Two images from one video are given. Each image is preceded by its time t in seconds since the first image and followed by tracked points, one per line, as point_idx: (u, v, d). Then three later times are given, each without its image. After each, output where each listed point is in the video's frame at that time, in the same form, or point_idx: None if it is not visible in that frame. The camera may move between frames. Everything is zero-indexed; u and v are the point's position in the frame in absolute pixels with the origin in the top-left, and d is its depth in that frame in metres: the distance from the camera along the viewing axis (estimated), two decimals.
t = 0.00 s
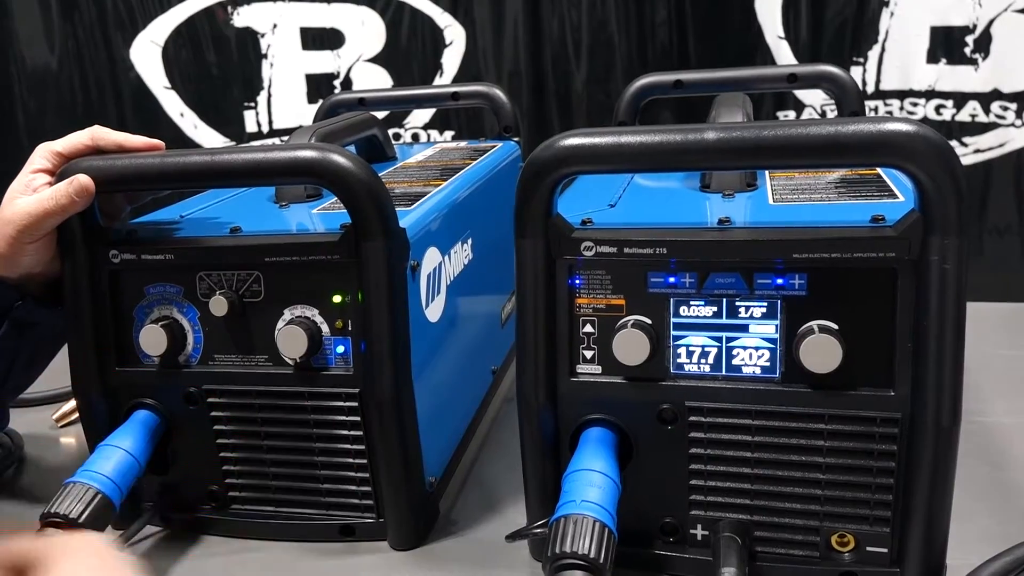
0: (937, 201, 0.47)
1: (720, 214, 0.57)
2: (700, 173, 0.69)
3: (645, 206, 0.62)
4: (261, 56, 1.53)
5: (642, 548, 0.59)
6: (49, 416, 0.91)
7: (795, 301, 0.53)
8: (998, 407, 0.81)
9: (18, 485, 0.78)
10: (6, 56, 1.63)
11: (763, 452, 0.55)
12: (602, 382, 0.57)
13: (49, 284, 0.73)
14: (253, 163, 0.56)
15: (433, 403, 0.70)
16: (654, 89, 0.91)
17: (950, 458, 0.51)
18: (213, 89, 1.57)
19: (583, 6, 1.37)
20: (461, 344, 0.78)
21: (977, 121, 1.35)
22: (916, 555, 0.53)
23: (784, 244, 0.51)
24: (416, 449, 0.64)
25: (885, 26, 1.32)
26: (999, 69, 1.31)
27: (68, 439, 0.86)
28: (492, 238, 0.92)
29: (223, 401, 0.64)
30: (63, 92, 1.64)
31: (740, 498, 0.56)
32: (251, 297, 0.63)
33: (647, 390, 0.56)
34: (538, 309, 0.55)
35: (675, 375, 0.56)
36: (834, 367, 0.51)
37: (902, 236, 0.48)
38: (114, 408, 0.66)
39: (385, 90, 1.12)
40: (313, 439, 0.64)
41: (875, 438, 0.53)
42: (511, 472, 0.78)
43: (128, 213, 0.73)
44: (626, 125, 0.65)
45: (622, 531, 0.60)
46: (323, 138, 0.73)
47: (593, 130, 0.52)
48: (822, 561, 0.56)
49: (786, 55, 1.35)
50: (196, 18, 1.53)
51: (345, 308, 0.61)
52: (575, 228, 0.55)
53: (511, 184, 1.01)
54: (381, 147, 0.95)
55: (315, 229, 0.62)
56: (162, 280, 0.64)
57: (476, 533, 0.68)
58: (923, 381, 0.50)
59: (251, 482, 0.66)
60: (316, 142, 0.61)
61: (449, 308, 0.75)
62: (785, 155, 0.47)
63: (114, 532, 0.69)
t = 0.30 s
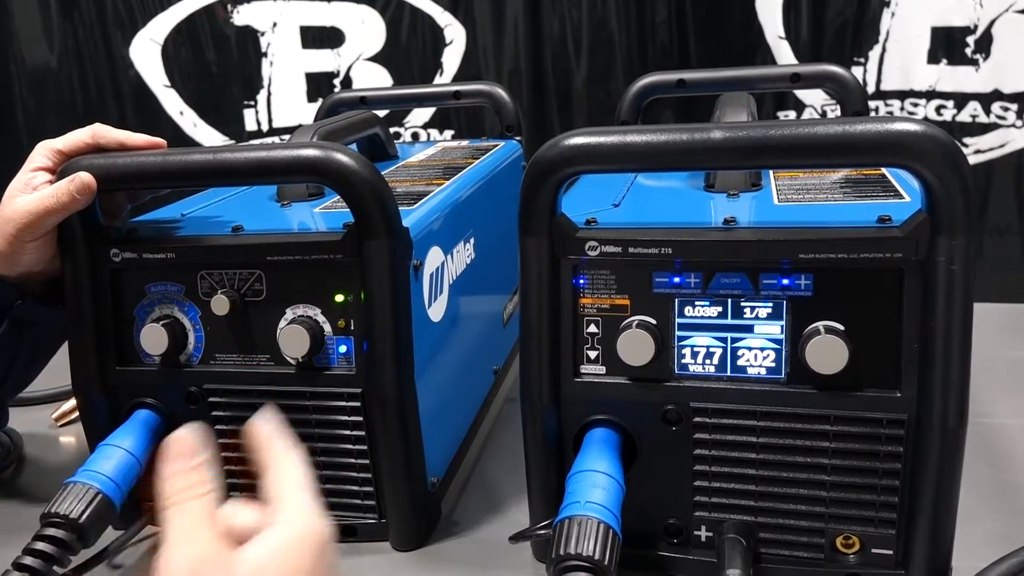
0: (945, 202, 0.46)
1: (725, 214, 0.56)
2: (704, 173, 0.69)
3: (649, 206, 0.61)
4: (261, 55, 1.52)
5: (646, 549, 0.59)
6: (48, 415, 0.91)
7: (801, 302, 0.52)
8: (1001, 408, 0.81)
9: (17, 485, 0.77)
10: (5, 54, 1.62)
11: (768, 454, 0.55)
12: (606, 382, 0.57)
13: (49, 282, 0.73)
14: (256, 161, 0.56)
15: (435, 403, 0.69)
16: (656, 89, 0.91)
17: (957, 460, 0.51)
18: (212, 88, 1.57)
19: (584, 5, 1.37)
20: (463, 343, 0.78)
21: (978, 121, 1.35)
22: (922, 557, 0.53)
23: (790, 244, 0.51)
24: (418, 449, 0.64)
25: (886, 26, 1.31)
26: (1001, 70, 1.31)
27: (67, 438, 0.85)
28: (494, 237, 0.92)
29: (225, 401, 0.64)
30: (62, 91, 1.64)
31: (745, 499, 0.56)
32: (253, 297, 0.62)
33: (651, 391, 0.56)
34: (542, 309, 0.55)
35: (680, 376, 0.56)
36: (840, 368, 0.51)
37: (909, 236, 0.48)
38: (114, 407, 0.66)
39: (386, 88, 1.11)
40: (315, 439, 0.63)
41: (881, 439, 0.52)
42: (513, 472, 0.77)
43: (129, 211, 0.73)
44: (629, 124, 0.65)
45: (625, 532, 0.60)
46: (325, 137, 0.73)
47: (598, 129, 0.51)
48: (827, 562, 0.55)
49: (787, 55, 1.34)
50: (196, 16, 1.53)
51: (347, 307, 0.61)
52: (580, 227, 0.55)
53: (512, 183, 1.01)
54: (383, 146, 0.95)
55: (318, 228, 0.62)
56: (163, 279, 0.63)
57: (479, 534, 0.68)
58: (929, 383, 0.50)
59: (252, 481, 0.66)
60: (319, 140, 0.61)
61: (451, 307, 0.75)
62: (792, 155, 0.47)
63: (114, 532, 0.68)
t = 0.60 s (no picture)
0: (954, 198, 0.46)
1: (730, 210, 0.56)
2: (708, 169, 0.68)
3: (653, 202, 0.61)
4: (261, 51, 1.51)
5: (650, 548, 0.59)
6: (46, 412, 0.90)
7: (807, 299, 0.52)
8: (1005, 406, 0.81)
9: (15, 482, 0.77)
10: (3, 49, 1.62)
11: (773, 452, 0.54)
12: (610, 380, 0.56)
13: (47, 279, 0.72)
14: (256, 156, 0.55)
15: (436, 400, 0.69)
16: (659, 85, 0.90)
17: (964, 459, 0.51)
18: (211, 84, 1.56)
19: (584, 2, 1.36)
20: (464, 341, 0.77)
21: (979, 119, 1.34)
22: (928, 556, 0.53)
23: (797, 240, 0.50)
24: (419, 447, 0.63)
25: (887, 24, 1.31)
26: (1002, 68, 1.30)
27: (66, 436, 0.85)
28: (495, 234, 0.92)
29: (225, 398, 0.64)
30: (61, 87, 1.63)
31: (750, 498, 0.56)
32: (253, 293, 0.62)
33: (656, 388, 0.55)
34: (545, 306, 0.54)
35: (684, 374, 0.55)
36: (846, 366, 0.51)
37: (918, 233, 0.48)
38: (113, 405, 0.66)
39: (387, 84, 1.11)
40: (316, 436, 0.63)
41: (888, 438, 0.52)
42: (514, 471, 0.77)
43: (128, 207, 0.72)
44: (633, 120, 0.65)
45: (629, 531, 0.60)
46: (326, 132, 0.72)
47: (603, 124, 0.51)
48: (832, 562, 0.55)
49: (788, 53, 1.34)
50: (195, 12, 1.52)
51: (349, 304, 0.60)
52: (584, 223, 0.54)
53: (513, 180, 1.00)
54: (384, 142, 0.94)
55: (318, 224, 0.61)
56: (162, 275, 0.63)
57: (481, 532, 0.67)
58: (937, 381, 0.49)
59: (252, 480, 0.65)
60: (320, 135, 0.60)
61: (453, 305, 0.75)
62: (799, 150, 0.46)
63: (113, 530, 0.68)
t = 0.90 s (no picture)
0: (960, 193, 0.45)
1: (733, 206, 0.55)
2: (710, 164, 0.68)
3: (655, 197, 0.60)
4: (259, 48, 1.51)
5: (652, 546, 0.58)
6: (44, 411, 0.90)
7: (811, 295, 0.51)
8: (1008, 403, 0.80)
9: (12, 481, 0.76)
10: None
11: (777, 449, 0.54)
12: (611, 377, 0.56)
13: (44, 276, 0.72)
14: (254, 151, 0.54)
15: (436, 398, 0.68)
16: (660, 80, 0.90)
17: (969, 456, 0.50)
18: (209, 81, 1.55)
19: None
20: (463, 338, 0.77)
21: (979, 116, 1.34)
22: (933, 554, 0.52)
23: (801, 236, 0.50)
24: (419, 445, 0.63)
25: (887, 20, 1.30)
26: (1002, 64, 1.30)
27: (63, 434, 0.84)
28: (494, 231, 0.91)
29: (223, 395, 0.63)
30: (58, 84, 1.62)
31: (753, 496, 0.55)
32: (251, 290, 0.61)
33: (658, 385, 0.55)
34: (547, 303, 0.54)
35: (687, 370, 0.55)
36: (851, 362, 0.50)
37: (924, 228, 0.47)
38: (111, 403, 0.65)
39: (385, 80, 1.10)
40: (315, 434, 0.62)
41: (893, 435, 0.52)
42: (515, 468, 0.76)
43: (126, 203, 0.72)
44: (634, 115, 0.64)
45: (631, 530, 0.59)
46: (325, 128, 0.72)
47: (605, 118, 0.50)
48: (836, 560, 0.55)
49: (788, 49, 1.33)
50: (193, 9, 1.51)
51: (348, 300, 0.60)
52: (586, 219, 0.54)
53: (513, 176, 1.00)
54: (383, 138, 0.94)
55: (317, 220, 0.60)
56: (160, 272, 0.62)
57: (481, 530, 0.67)
58: (942, 378, 0.49)
59: (251, 478, 0.65)
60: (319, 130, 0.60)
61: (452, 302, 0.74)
62: (804, 144, 0.46)
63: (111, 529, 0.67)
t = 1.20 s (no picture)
0: (964, 187, 0.45)
1: (735, 201, 0.55)
2: (711, 160, 0.67)
3: (656, 193, 0.60)
4: (257, 45, 1.50)
5: (654, 544, 0.58)
6: (42, 409, 0.89)
7: (814, 291, 0.51)
8: (1010, 400, 0.80)
9: (11, 479, 0.76)
10: None
11: (779, 447, 0.54)
12: (613, 373, 0.55)
13: (42, 273, 0.71)
14: (253, 147, 0.54)
15: (437, 395, 0.68)
16: (660, 75, 0.89)
17: (973, 453, 0.50)
18: (208, 78, 1.54)
19: None
20: (464, 335, 0.77)
21: (978, 112, 1.33)
22: (936, 551, 0.52)
23: (804, 231, 0.49)
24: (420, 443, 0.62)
25: (886, 16, 1.30)
26: (1002, 60, 1.29)
27: (61, 433, 0.84)
28: (494, 227, 0.91)
29: (222, 393, 0.63)
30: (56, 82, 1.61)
31: (756, 493, 0.55)
32: (250, 287, 0.61)
33: (659, 382, 0.55)
34: (547, 299, 0.53)
35: (689, 367, 0.54)
36: (854, 359, 0.50)
37: (927, 223, 0.47)
38: (109, 401, 0.65)
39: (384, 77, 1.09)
40: (315, 432, 0.62)
41: (896, 431, 0.51)
42: (515, 465, 0.76)
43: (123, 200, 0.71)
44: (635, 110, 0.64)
45: (633, 527, 0.59)
46: (324, 124, 0.71)
47: (606, 113, 0.50)
48: (839, 557, 0.54)
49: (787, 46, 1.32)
50: (191, 6, 1.51)
51: (348, 297, 0.59)
52: (587, 215, 0.53)
53: (513, 172, 0.99)
54: (382, 134, 0.93)
55: (316, 216, 0.60)
56: (158, 269, 0.62)
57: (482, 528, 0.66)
58: (945, 374, 0.49)
59: (250, 476, 0.64)
60: (318, 126, 0.59)
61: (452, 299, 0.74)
62: (807, 139, 0.46)
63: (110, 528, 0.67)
